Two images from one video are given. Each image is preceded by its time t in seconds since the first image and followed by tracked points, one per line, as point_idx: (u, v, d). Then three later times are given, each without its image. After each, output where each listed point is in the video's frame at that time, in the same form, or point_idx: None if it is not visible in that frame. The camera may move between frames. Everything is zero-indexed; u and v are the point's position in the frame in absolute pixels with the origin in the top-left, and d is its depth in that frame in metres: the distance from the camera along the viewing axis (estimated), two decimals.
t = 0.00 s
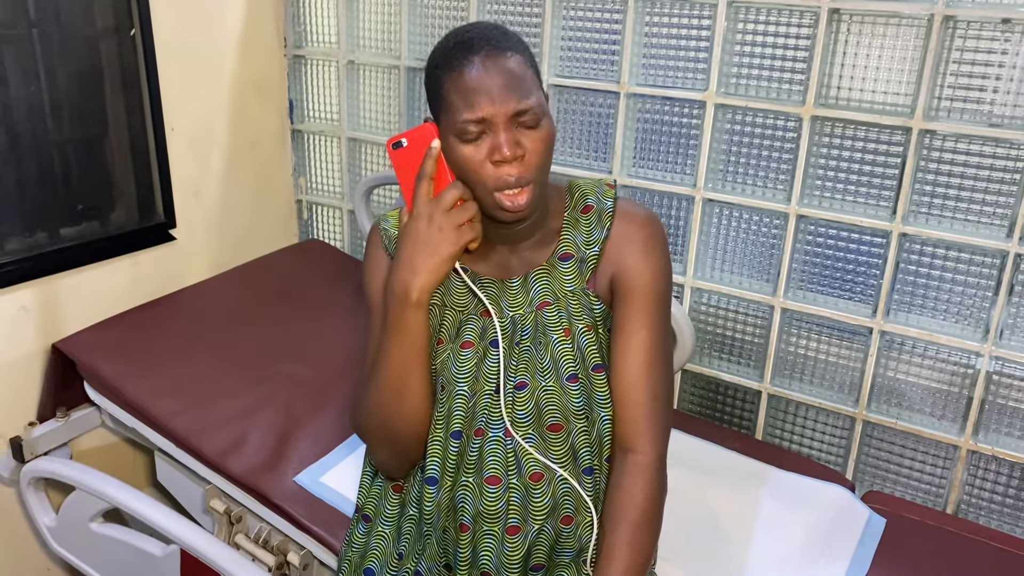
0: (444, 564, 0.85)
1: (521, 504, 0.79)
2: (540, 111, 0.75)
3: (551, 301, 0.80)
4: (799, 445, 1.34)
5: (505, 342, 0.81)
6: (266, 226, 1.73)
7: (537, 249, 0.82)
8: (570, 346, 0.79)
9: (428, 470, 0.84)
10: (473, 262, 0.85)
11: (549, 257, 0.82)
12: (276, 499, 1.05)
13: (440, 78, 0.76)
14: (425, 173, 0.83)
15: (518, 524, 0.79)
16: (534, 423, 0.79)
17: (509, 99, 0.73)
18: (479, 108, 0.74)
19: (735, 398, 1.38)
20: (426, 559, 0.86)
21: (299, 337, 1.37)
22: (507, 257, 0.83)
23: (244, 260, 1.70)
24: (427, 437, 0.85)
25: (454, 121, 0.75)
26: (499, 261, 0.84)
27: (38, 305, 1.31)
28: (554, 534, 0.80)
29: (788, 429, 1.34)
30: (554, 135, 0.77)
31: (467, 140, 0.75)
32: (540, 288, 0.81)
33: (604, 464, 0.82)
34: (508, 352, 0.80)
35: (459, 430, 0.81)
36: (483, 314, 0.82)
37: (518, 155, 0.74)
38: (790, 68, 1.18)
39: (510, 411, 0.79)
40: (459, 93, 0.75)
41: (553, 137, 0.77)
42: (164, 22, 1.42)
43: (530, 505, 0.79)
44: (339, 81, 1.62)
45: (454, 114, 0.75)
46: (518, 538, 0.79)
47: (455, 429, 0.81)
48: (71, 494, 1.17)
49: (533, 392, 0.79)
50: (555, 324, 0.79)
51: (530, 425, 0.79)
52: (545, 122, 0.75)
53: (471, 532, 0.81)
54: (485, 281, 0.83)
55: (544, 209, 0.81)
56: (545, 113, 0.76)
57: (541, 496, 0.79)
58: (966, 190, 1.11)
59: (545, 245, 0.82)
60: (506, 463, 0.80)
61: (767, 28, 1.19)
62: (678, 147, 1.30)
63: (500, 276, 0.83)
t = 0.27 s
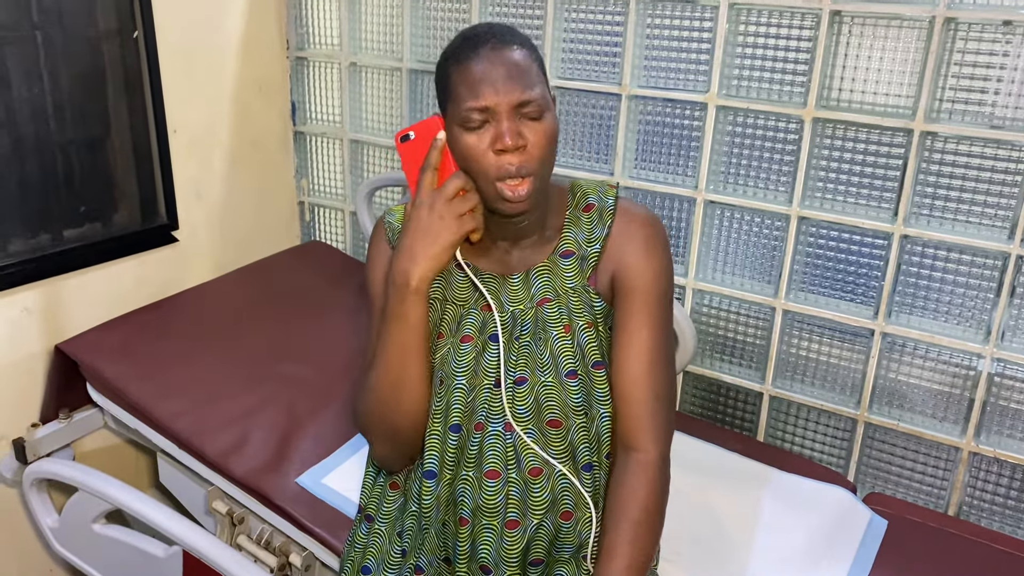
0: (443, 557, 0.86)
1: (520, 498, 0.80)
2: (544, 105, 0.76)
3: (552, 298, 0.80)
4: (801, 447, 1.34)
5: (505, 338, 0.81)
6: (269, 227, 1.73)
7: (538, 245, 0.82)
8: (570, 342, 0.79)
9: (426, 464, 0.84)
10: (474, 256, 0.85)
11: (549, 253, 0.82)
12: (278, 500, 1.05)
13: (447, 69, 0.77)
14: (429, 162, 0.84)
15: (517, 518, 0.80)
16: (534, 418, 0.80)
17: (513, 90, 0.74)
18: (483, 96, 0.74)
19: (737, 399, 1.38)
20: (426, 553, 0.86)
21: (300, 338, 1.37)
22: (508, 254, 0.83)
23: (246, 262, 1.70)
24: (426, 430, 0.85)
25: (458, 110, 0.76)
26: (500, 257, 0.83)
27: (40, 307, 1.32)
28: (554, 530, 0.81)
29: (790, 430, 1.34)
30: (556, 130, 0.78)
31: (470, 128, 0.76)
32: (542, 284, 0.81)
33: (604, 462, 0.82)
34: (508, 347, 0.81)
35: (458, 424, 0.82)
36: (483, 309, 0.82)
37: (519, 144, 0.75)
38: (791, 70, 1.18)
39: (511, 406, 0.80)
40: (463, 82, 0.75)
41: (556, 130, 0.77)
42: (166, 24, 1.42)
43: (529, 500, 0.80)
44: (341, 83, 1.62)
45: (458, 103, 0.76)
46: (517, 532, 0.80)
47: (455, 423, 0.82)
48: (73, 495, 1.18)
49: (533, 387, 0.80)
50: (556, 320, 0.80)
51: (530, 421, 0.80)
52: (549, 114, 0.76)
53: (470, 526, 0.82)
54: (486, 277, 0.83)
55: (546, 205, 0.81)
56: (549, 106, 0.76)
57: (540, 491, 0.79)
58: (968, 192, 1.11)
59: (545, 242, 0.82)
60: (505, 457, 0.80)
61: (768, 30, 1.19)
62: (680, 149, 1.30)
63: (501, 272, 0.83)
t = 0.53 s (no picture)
0: (446, 558, 0.86)
1: (523, 497, 0.80)
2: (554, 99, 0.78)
3: (557, 299, 0.81)
4: (801, 451, 1.34)
5: (510, 338, 0.81)
6: (270, 231, 1.74)
7: (544, 248, 0.83)
8: (575, 343, 0.80)
9: (429, 464, 0.83)
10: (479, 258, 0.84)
11: (554, 256, 0.82)
12: (279, 504, 1.05)
13: (461, 62, 0.80)
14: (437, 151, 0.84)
15: (521, 518, 0.81)
16: (538, 418, 0.80)
17: (525, 80, 0.76)
18: (496, 85, 0.76)
19: (737, 403, 1.38)
20: (428, 555, 0.85)
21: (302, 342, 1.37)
22: (514, 255, 0.83)
23: (247, 265, 1.71)
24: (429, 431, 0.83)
25: (471, 97, 0.78)
26: (505, 259, 0.84)
27: (42, 311, 1.32)
28: (557, 530, 0.81)
29: (791, 434, 1.34)
30: (563, 127, 0.79)
31: (483, 114, 0.77)
32: (547, 285, 0.81)
33: (607, 463, 0.82)
34: (513, 346, 0.80)
35: (462, 424, 0.81)
36: (489, 309, 0.82)
37: (530, 131, 0.76)
38: (791, 75, 1.19)
39: (516, 406, 0.80)
40: (475, 72, 0.77)
41: (563, 124, 0.79)
42: (168, 29, 1.43)
43: (532, 499, 0.80)
44: (342, 87, 1.63)
45: (472, 91, 0.78)
46: (521, 532, 0.81)
47: (459, 423, 0.81)
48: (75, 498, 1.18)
49: (538, 387, 0.80)
50: (561, 322, 0.80)
51: (535, 420, 0.80)
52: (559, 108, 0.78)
53: (473, 526, 0.82)
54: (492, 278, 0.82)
55: (551, 204, 0.82)
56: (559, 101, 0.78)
57: (543, 490, 0.80)
58: (967, 196, 1.11)
59: (551, 244, 0.83)
60: (509, 457, 0.80)
61: (768, 35, 1.19)
62: (680, 153, 1.30)
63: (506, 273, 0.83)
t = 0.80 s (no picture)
0: (448, 565, 0.85)
1: (527, 505, 0.81)
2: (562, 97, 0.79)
3: (563, 309, 0.82)
4: (803, 453, 1.34)
5: (516, 347, 0.82)
6: (272, 235, 1.74)
7: (551, 257, 0.85)
8: (580, 352, 0.81)
9: (435, 472, 0.84)
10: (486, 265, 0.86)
11: (560, 266, 0.84)
12: (281, 507, 1.05)
13: (472, 62, 0.82)
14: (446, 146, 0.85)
15: (524, 525, 0.81)
16: (542, 425, 0.82)
17: (533, 77, 0.78)
18: (504, 80, 0.78)
19: (739, 405, 1.38)
20: (431, 561, 0.85)
21: (304, 345, 1.38)
22: (520, 265, 0.85)
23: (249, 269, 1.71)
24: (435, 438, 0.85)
25: (480, 93, 0.79)
26: (512, 268, 0.85)
27: (44, 314, 1.32)
28: (560, 536, 0.82)
29: (792, 436, 1.34)
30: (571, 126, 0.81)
31: (490, 109, 0.79)
32: (553, 295, 0.83)
33: (610, 470, 0.83)
34: (519, 355, 0.82)
35: (468, 432, 0.82)
36: (496, 318, 0.83)
37: (536, 125, 0.77)
38: (791, 77, 1.19)
39: (520, 414, 0.81)
40: (486, 69, 0.79)
41: (571, 125, 0.80)
42: (170, 33, 1.43)
43: (536, 506, 0.81)
44: (344, 91, 1.63)
45: (481, 87, 0.80)
46: (524, 539, 0.81)
47: (465, 431, 0.82)
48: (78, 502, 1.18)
49: (541, 396, 0.81)
50: (567, 330, 0.82)
51: (539, 428, 0.81)
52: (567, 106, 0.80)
53: (476, 534, 0.82)
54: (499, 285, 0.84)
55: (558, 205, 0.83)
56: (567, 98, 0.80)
57: (547, 497, 0.81)
58: (968, 198, 1.11)
59: (558, 255, 0.85)
60: (512, 465, 0.81)
61: (768, 37, 1.19)
62: (681, 156, 1.30)
63: (512, 283, 0.85)
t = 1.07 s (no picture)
0: (449, 566, 0.86)
1: (527, 506, 0.81)
2: (568, 94, 0.83)
3: (567, 309, 0.83)
4: (805, 454, 1.34)
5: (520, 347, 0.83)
6: (274, 237, 1.74)
7: (557, 257, 0.86)
8: (583, 352, 0.82)
9: (437, 472, 0.84)
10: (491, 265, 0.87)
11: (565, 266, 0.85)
12: (283, 509, 1.05)
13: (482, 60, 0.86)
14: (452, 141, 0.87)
15: (524, 526, 0.81)
16: (543, 426, 0.82)
17: (540, 71, 0.81)
18: (512, 74, 0.81)
19: (741, 406, 1.38)
20: (434, 561, 0.86)
21: (304, 347, 1.38)
22: (526, 265, 0.87)
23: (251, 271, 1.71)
24: (438, 439, 0.85)
25: (489, 88, 0.83)
26: (518, 269, 0.87)
27: (47, 317, 1.33)
28: (560, 538, 0.82)
29: (795, 437, 1.34)
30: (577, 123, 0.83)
31: (498, 102, 0.82)
32: (556, 296, 0.84)
33: (612, 470, 0.83)
34: (522, 356, 0.83)
35: (471, 433, 0.83)
36: (500, 318, 0.84)
37: (542, 117, 0.80)
38: (792, 78, 1.19)
39: (522, 414, 0.82)
40: (494, 65, 0.83)
41: (577, 121, 0.83)
42: (171, 37, 1.43)
43: (536, 508, 0.81)
44: (345, 93, 1.64)
45: (489, 81, 0.83)
46: (524, 541, 0.81)
47: (467, 432, 0.83)
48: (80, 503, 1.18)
49: (544, 397, 0.82)
50: (571, 331, 0.83)
51: (540, 428, 0.81)
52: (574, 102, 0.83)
53: (476, 534, 0.83)
54: (504, 286, 0.85)
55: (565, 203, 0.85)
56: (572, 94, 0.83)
57: (547, 499, 0.81)
58: (969, 198, 1.11)
59: (563, 255, 0.86)
60: (513, 466, 0.81)
61: (769, 39, 1.20)
62: (682, 157, 1.31)
63: (516, 284, 0.87)
